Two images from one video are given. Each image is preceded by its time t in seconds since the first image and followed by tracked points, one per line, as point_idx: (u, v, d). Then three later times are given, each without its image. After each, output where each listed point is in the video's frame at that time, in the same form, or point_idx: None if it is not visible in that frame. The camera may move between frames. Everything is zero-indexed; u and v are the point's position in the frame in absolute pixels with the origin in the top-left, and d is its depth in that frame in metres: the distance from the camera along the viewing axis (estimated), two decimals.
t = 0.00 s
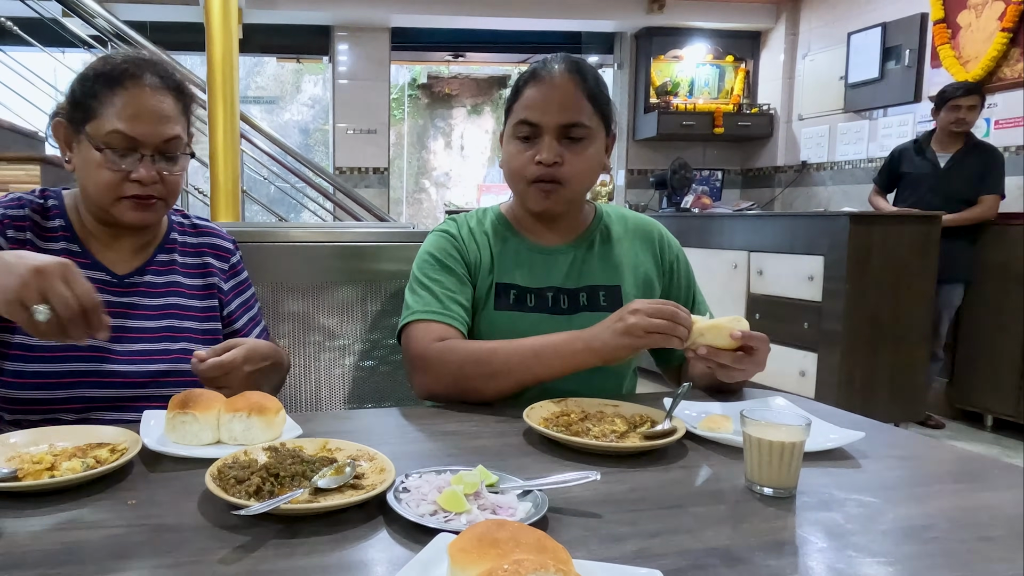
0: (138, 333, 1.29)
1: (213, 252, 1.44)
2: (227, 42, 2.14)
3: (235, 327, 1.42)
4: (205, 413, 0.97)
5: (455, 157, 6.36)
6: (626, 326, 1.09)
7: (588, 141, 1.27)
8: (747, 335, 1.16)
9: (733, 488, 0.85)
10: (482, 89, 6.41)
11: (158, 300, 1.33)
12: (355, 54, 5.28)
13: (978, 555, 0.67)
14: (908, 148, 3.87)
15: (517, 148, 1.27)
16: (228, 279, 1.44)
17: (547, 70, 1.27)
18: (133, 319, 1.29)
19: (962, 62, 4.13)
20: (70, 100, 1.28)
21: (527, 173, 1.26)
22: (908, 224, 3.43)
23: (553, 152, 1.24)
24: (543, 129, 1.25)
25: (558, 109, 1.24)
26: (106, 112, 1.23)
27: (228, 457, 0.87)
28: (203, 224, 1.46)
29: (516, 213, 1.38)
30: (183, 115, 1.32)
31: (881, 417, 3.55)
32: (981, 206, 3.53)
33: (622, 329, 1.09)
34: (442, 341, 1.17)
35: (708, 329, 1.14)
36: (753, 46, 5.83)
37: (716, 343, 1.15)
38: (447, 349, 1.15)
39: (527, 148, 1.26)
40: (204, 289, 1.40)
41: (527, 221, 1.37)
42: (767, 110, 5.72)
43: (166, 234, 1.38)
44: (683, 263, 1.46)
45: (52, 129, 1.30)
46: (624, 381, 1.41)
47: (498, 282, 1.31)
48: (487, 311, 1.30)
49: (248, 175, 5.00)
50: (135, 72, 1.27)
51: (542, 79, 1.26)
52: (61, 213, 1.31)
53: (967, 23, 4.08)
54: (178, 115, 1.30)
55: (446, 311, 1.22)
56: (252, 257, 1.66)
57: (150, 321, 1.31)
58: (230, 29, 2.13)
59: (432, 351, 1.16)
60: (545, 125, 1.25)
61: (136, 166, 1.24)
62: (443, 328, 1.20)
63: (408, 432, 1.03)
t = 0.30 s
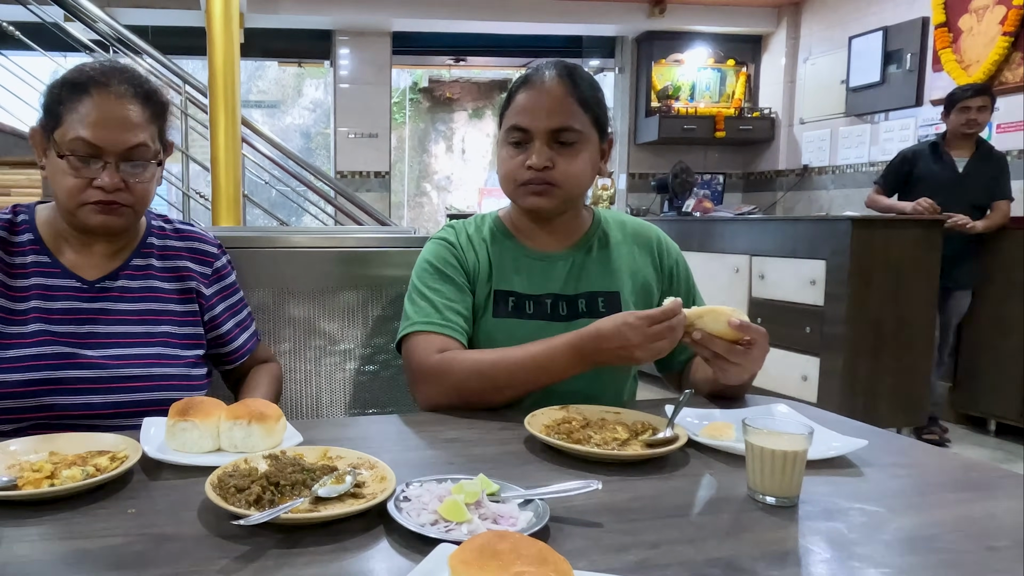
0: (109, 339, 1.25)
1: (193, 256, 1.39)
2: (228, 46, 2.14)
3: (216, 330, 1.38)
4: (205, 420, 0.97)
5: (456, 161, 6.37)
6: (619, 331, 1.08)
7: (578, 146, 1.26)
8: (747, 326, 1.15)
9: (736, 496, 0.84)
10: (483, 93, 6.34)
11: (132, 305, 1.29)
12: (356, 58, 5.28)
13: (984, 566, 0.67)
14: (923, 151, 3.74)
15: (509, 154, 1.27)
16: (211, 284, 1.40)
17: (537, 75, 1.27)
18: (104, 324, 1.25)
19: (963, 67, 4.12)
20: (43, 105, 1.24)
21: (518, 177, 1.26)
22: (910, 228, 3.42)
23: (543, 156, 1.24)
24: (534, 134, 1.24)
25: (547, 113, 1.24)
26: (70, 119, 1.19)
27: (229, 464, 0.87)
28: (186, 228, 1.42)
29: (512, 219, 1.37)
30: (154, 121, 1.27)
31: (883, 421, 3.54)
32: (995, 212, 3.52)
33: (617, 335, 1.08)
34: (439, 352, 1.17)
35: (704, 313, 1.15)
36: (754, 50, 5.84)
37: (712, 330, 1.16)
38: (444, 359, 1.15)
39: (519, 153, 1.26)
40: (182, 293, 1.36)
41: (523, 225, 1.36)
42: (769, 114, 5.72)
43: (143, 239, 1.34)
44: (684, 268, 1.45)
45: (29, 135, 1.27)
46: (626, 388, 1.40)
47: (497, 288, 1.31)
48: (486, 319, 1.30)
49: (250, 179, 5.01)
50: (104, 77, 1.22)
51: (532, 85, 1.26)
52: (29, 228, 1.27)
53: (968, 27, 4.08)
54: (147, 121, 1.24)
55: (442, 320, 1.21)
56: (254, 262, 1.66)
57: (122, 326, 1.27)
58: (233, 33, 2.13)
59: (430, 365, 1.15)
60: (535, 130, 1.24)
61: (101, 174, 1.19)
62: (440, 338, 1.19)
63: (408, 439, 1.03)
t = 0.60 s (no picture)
0: (92, 345, 1.21)
1: (177, 257, 1.34)
2: (232, 47, 2.13)
3: (206, 332, 1.35)
4: (206, 429, 0.96)
5: (461, 160, 6.37)
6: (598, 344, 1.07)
7: (579, 148, 1.24)
8: (751, 331, 1.12)
9: (742, 509, 0.83)
10: (489, 91, 6.41)
11: (115, 310, 1.25)
12: (362, 58, 5.27)
13: None
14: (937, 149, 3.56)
15: (509, 157, 1.26)
16: (198, 285, 1.35)
17: (537, 77, 1.26)
18: (86, 330, 1.22)
19: (973, 65, 4.07)
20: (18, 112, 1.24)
21: (519, 181, 1.25)
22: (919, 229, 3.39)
23: (543, 159, 1.22)
24: (534, 137, 1.23)
25: (548, 116, 1.22)
26: (45, 121, 1.18)
27: (230, 474, 0.86)
28: (173, 230, 1.38)
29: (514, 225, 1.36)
30: (131, 122, 1.26)
31: (891, 424, 3.51)
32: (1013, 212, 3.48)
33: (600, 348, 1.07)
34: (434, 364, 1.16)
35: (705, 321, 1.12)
36: (761, 49, 5.81)
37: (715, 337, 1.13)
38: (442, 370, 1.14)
39: (519, 156, 1.25)
40: (166, 295, 1.32)
41: (524, 231, 1.34)
42: (776, 113, 5.69)
43: (127, 242, 1.31)
44: (690, 274, 1.43)
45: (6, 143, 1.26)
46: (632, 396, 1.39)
47: (497, 296, 1.29)
48: (487, 327, 1.29)
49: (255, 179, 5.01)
50: (78, 78, 1.22)
51: (532, 86, 1.25)
52: (11, 240, 1.24)
53: (979, 25, 4.04)
54: (123, 121, 1.24)
55: (441, 332, 1.20)
56: (255, 266, 1.65)
57: (106, 332, 1.23)
58: (237, 33, 2.12)
59: (425, 375, 1.15)
60: (536, 133, 1.23)
61: (78, 174, 1.18)
62: (438, 351, 1.18)
63: (410, 448, 1.02)
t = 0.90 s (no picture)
0: (70, 353, 1.18)
1: (161, 259, 1.30)
2: (232, 40, 2.09)
3: (184, 338, 1.29)
4: (196, 441, 0.93)
5: (464, 154, 6.31)
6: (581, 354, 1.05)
7: (584, 149, 1.20)
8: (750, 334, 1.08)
9: (755, 529, 0.79)
10: (491, 85, 6.28)
11: (95, 315, 1.21)
12: (364, 51, 5.22)
13: None
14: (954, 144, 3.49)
15: (512, 155, 1.22)
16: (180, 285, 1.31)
17: (543, 72, 1.23)
18: (65, 337, 1.18)
19: (984, 59, 4.02)
20: None
21: (520, 180, 1.21)
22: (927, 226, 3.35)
23: (546, 158, 1.18)
24: (537, 135, 1.19)
25: (552, 114, 1.18)
26: (30, 117, 1.15)
27: (220, 488, 0.83)
28: (160, 232, 1.34)
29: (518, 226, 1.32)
30: (116, 116, 1.23)
31: (898, 423, 3.47)
32: None
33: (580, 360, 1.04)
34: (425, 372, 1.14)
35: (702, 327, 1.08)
36: (768, 43, 5.74)
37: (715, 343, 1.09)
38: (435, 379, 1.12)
39: (522, 155, 1.21)
40: (146, 300, 1.28)
41: (527, 233, 1.30)
42: (782, 107, 5.63)
43: (111, 244, 1.27)
44: (700, 278, 1.38)
45: None
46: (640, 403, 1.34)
47: (498, 301, 1.25)
48: (487, 333, 1.25)
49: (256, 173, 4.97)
50: (58, 71, 1.18)
51: (538, 82, 1.21)
52: None
53: (990, 18, 3.97)
54: (109, 115, 1.21)
55: (435, 342, 1.17)
56: (253, 268, 1.62)
57: (85, 339, 1.19)
58: (236, 25, 2.07)
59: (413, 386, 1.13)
60: (539, 131, 1.19)
61: (68, 170, 1.15)
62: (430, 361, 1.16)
63: (409, 460, 0.99)
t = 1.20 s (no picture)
0: (52, 365, 1.11)
1: (151, 259, 1.23)
2: (225, 31, 2.00)
3: (172, 345, 1.22)
4: (191, 459, 0.86)
5: (459, 149, 6.23)
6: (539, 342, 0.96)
7: (605, 147, 1.14)
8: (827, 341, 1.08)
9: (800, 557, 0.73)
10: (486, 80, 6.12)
11: (80, 322, 1.14)
12: (359, 44, 5.14)
13: None
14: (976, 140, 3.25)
15: (528, 152, 1.15)
16: (171, 288, 1.23)
17: (563, 65, 1.16)
18: (48, 346, 1.11)
19: (986, 54, 3.96)
20: None
21: (537, 179, 1.14)
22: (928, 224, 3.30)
23: (565, 157, 1.12)
24: (556, 130, 1.12)
25: (572, 109, 1.12)
26: (13, 107, 1.07)
27: (218, 514, 0.77)
28: (152, 230, 1.27)
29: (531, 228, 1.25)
30: (106, 108, 1.16)
31: (900, 423, 3.42)
32: None
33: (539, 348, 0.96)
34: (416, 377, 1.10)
35: (789, 326, 1.08)
36: (766, 38, 5.69)
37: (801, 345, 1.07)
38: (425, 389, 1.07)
39: (538, 151, 1.14)
40: (134, 304, 1.20)
41: (543, 235, 1.23)
42: (780, 103, 5.58)
43: (98, 244, 1.19)
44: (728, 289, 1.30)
45: None
46: (661, 416, 1.26)
47: (511, 309, 1.19)
48: (497, 342, 1.19)
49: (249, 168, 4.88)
50: (42, 59, 1.10)
51: (558, 75, 1.15)
52: None
53: (991, 14, 3.89)
54: (98, 107, 1.13)
55: (435, 359, 1.12)
56: (246, 269, 1.55)
57: (68, 348, 1.12)
58: (230, 17, 1.98)
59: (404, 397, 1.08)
60: (557, 127, 1.12)
61: (52, 167, 1.07)
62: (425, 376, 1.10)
63: (420, 477, 0.92)
